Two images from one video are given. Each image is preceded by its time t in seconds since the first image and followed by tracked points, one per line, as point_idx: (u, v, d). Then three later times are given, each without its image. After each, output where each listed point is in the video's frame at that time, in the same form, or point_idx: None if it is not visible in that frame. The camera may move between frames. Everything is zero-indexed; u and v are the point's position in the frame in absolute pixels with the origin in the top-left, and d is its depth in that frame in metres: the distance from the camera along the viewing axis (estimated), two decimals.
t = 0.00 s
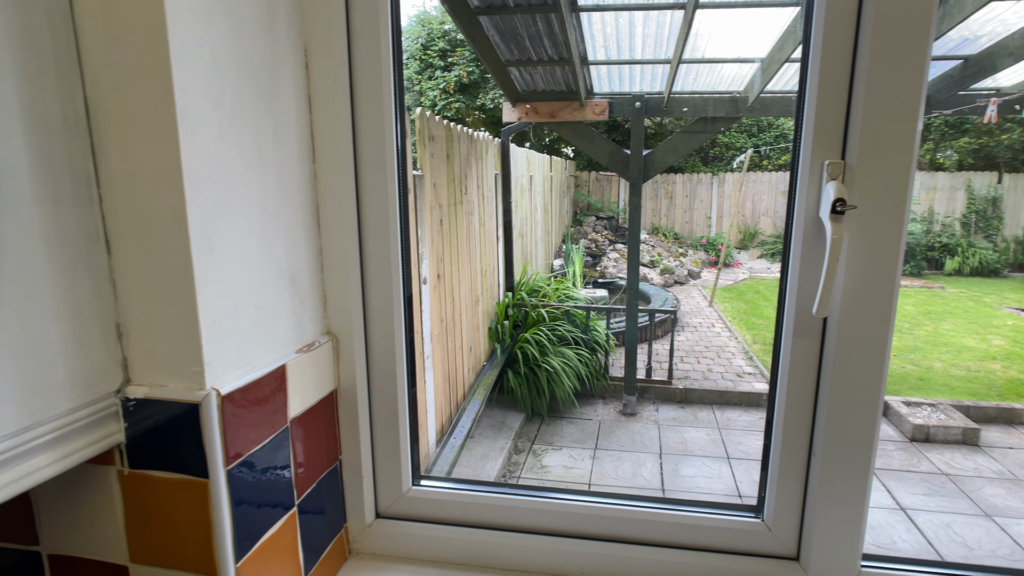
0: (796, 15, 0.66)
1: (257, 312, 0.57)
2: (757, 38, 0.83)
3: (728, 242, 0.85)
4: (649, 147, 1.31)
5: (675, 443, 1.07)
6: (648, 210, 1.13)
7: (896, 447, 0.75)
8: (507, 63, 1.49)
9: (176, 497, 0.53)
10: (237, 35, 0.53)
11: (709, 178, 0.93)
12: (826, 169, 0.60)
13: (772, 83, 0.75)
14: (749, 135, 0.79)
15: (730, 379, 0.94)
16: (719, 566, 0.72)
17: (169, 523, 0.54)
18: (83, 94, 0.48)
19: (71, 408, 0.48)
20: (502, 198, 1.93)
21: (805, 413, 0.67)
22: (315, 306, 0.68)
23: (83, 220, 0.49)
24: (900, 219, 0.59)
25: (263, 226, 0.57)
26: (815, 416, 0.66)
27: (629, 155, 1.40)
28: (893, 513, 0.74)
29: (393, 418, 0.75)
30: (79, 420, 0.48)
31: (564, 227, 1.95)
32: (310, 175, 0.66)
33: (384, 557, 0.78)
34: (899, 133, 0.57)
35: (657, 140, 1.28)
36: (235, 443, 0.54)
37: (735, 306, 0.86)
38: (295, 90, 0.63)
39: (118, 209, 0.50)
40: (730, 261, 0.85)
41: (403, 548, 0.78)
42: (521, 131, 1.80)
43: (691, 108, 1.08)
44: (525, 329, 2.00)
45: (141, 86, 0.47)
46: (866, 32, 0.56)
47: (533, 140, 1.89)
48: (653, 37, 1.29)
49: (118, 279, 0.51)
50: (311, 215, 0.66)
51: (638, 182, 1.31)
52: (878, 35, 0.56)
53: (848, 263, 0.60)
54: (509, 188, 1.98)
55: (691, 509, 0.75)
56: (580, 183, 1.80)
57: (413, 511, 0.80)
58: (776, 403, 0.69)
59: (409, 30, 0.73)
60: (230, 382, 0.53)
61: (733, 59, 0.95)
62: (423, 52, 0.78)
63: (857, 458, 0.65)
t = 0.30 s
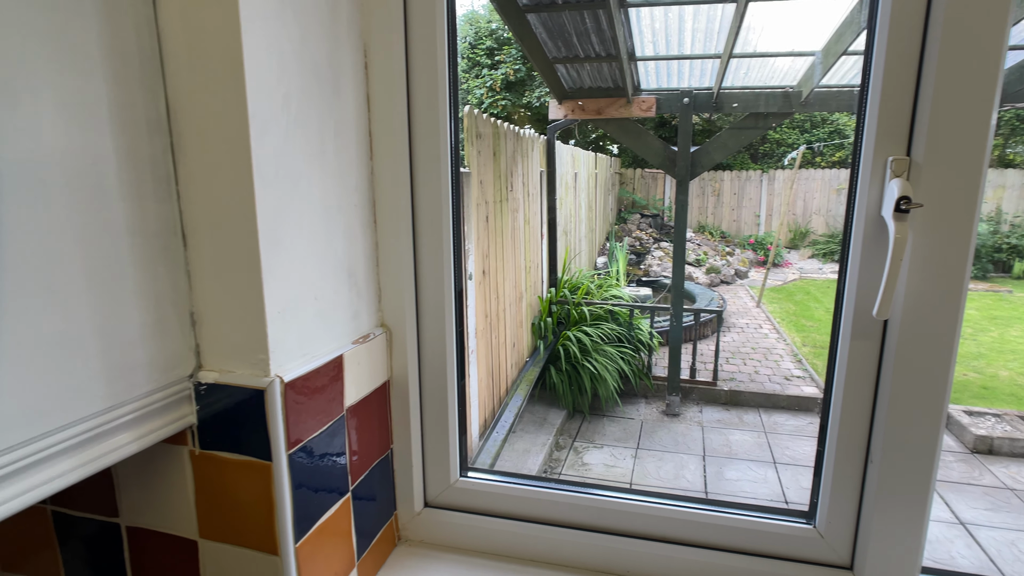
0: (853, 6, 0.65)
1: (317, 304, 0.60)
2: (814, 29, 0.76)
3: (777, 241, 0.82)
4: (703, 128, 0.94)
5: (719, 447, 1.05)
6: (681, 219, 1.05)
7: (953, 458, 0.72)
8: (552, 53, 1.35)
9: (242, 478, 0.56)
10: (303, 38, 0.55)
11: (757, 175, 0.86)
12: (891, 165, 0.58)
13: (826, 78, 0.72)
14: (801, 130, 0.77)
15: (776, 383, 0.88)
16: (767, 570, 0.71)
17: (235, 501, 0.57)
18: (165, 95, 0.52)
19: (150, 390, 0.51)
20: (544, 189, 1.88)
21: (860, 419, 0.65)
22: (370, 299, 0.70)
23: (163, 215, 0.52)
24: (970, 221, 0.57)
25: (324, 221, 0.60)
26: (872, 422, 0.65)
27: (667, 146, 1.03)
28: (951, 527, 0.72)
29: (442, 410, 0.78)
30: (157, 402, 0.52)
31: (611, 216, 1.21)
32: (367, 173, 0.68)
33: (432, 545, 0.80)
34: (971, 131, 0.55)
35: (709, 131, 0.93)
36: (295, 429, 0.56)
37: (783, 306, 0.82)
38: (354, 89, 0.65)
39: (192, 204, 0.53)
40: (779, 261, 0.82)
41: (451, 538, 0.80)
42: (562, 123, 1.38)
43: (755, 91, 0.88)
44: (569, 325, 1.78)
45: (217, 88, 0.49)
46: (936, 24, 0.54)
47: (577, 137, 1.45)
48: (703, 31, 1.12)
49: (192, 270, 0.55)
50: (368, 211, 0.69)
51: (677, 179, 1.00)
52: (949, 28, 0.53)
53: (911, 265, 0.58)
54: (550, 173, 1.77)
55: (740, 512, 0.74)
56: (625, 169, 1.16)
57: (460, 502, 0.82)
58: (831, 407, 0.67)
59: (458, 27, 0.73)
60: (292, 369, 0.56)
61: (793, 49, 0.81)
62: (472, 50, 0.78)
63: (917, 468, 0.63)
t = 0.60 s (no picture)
0: None
1: (377, 294, 0.63)
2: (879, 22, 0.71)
3: (838, 241, 0.80)
4: (762, 123, 0.91)
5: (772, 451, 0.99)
6: (740, 216, 0.95)
7: None
8: (602, 45, 1.15)
9: (307, 456, 0.60)
10: (369, 43, 0.59)
11: (818, 172, 0.82)
12: (956, 162, 0.57)
13: (894, 69, 0.68)
14: (867, 125, 0.72)
15: (833, 387, 0.88)
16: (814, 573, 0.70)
17: (299, 476, 0.61)
18: (245, 98, 0.56)
19: (227, 370, 0.56)
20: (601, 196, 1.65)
21: (918, 423, 0.63)
22: (426, 291, 0.73)
23: (241, 209, 0.57)
24: None
25: (385, 216, 0.63)
26: (930, 427, 0.63)
27: (724, 142, 0.97)
28: None
29: (491, 399, 0.80)
30: (232, 381, 0.56)
31: (664, 212, 1.07)
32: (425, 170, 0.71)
33: (480, 530, 0.84)
34: None
35: (768, 126, 0.89)
36: (355, 413, 0.60)
37: (842, 309, 0.81)
38: (414, 89, 0.68)
39: (267, 199, 0.57)
40: (840, 262, 0.80)
41: (498, 524, 0.83)
42: (616, 117, 1.18)
43: (814, 87, 0.84)
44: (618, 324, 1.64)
45: (290, 92, 0.53)
46: (1008, 15, 0.52)
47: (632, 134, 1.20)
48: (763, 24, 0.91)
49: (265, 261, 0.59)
50: (425, 206, 0.72)
51: (732, 178, 0.93)
52: None
53: (975, 266, 0.56)
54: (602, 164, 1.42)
55: (789, 514, 0.73)
56: (677, 166, 1.02)
57: (507, 490, 0.84)
58: (887, 410, 0.66)
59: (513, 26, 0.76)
60: (354, 355, 0.59)
61: (858, 41, 0.75)
62: (525, 47, 0.80)
63: (979, 477, 0.61)
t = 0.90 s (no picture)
0: None
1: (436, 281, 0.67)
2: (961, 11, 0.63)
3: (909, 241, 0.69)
4: (829, 117, 0.73)
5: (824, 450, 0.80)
6: (804, 214, 0.77)
7: None
8: (657, 34, 0.83)
9: (368, 429, 0.64)
10: (433, 46, 0.63)
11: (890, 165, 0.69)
12: None
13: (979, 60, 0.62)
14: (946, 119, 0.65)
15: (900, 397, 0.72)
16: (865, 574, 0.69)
17: (361, 451, 0.65)
18: (321, 96, 0.61)
19: (301, 345, 0.61)
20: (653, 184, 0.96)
21: (977, 424, 0.62)
22: (482, 279, 0.77)
23: (316, 198, 0.62)
24: None
25: (446, 207, 0.67)
26: (991, 428, 0.61)
27: (787, 136, 0.76)
28: None
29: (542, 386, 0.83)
30: (306, 355, 0.61)
31: (722, 211, 0.84)
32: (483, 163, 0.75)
33: (528, 511, 0.87)
34: None
35: (837, 121, 0.73)
36: (412, 391, 0.63)
37: (915, 313, 0.69)
38: (475, 88, 0.72)
39: (338, 190, 0.62)
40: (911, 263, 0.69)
41: (545, 506, 0.86)
42: (673, 110, 0.85)
43: (886, 78, 0.68)
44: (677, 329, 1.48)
45: (362, 91, 0.58)
46: None
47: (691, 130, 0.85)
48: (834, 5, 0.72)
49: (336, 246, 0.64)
50: (483, 198, 0.76)
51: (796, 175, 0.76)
52: None
53: None
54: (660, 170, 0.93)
55: (841, 513, 0.72)
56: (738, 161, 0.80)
57: (555, 474, 0.87)
58: (946, 408, 0.65)
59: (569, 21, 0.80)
60: (415, 335, 0.64)
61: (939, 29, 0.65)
62: (584, 42, 0.83)
63: None
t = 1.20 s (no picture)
0: None
1: (493, 267, 0.70)
2: None
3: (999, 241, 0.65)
4: (911, 109, 0.71)
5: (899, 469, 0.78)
6: (879, 211, 0.75)
7: None
8: (723, 26, 0.84)
9: (428, 404, 0.68)
10: (495, 44, 0.65)
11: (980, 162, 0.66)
12: None
13: None
14: None
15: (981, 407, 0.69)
16: None
17: (421, 422, 0.70)
18: (390, 90, 0.63)
19: (372, 321, 0.65)
20: (717, 178, 1.10)
21: None
22: (536, 267, 0.81)
23: (386, 190, 0.65)
24: None
25: (503, 198, 0.70)
26: None
27: (862, 129, 0.75)
28: None
29: (591, 373, 0.86)
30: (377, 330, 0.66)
31: (792, 207, 0.85)
32: (539, 156, 0.79)
33: (576, 492, 0.90)
34: None
35: (919, 113, 0.70)
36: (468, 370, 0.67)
37: (1004, 320, 0.65)
38: (533, 84, 0.75)
39: (406, 178, 0.65)
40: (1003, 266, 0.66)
41: (592, 488, 0.89)
42: (739, 103, 0.86)
43: (976, 65, 0.66)
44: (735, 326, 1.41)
45: (427, 86, 0.60)
46: None
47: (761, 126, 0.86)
48: None
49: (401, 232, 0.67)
50: (539, 189, 0.79)
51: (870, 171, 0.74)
52: None
53: None
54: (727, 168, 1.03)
55: (894, 514, 0.71)
56: (810, 155, 0.79)
57: (604, 459, 0.89)
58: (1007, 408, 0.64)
59: (636, 16, 0.82)
60: (473, 317, 0.67)
61: None
62: (649, 36, 0.84)
63: None
